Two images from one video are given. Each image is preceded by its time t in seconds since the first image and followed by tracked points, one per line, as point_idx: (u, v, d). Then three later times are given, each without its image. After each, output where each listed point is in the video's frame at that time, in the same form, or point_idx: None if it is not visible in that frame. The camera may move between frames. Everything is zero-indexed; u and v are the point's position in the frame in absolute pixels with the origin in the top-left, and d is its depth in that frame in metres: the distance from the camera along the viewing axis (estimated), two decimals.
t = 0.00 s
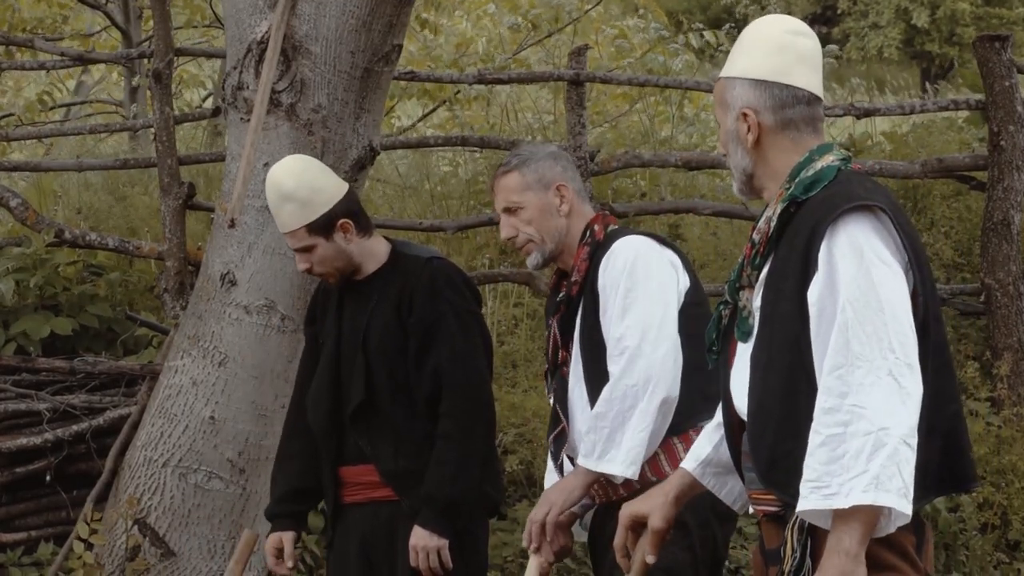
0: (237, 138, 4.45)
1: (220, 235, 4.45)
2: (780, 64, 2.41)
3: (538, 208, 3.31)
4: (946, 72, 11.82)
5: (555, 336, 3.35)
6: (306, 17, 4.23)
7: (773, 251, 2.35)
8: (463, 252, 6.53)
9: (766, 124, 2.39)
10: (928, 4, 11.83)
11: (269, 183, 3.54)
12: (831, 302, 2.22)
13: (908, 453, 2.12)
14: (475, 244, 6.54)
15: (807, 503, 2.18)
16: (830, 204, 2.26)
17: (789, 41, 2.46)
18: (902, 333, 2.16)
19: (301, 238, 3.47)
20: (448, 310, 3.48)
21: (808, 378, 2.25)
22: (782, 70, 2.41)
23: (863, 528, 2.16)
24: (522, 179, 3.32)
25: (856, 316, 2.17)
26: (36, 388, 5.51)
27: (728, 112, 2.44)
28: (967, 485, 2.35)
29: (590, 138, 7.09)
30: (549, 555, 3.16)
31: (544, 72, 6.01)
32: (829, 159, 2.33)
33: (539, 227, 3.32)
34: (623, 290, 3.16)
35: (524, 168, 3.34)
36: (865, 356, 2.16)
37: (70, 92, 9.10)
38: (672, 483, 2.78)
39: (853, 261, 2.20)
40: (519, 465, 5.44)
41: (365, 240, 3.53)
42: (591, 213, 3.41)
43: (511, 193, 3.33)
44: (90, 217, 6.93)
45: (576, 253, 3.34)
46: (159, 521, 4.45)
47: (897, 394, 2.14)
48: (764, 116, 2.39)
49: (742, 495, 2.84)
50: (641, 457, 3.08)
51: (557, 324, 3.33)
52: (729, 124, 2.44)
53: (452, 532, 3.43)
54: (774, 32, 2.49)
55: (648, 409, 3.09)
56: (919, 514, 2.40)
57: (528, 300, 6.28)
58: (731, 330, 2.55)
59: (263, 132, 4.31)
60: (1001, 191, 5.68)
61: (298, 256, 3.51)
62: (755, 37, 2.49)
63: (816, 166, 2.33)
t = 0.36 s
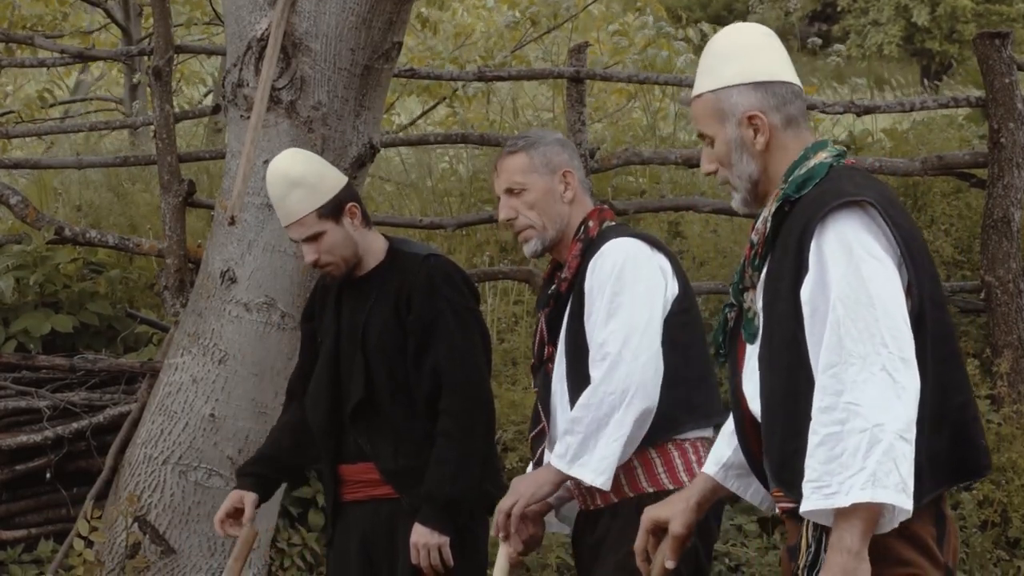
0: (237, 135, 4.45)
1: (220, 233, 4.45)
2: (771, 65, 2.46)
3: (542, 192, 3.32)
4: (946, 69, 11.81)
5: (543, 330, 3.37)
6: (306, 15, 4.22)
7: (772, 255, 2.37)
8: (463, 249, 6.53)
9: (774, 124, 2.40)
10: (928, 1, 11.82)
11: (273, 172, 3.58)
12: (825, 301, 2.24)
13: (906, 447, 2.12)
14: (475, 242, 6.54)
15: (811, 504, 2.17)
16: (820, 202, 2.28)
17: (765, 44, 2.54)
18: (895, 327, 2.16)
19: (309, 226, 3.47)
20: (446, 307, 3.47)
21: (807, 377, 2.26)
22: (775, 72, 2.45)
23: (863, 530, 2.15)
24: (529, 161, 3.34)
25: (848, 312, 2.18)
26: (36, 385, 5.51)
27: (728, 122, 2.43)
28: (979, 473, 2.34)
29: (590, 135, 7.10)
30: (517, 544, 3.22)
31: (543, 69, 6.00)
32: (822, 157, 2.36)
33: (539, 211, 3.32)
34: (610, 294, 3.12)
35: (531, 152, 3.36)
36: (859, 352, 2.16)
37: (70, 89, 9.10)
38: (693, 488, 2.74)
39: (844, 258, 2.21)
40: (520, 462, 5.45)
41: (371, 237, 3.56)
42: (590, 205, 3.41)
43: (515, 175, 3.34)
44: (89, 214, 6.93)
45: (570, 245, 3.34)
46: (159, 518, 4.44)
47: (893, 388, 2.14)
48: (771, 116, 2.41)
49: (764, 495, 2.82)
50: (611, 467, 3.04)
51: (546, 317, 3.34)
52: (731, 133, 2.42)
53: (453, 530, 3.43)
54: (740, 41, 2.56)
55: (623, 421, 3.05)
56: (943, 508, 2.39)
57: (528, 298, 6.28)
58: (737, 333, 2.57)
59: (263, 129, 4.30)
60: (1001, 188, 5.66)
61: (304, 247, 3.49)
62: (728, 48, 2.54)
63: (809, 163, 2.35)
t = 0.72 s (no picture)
0: (237, 134, 4.45)
1: (220, 232, 4.45)
2: (740, 92, 2.59)
3: (522, 208, 3.22)
4: (946, 68, 11.80)
5: (537, 335, 3.29)
6: (306, 14, 4.22)
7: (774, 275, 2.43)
8: (463, 248, 6.52)
9: (762, 145, 2.48)
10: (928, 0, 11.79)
11: (280, 165, 3.60)
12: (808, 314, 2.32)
13: (860, 459, 2.19)
14: (475, 241, 6.54)
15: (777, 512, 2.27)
16: (804, 217, 2.34)
17: (725, 74, 2.67)
18: (864, 339, 2.22)
19: (321, 212, 3.48)
20: (445, 306, 3.48)
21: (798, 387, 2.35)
22: (746, 99, 2.57)
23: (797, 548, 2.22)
24: (509, 175, 3.21)
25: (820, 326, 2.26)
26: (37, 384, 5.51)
27: (716, 156, 2.50)
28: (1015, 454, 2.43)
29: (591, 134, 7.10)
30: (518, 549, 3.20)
31: (543, 68, 5.99)
32: (806, 171, 2.41)
33: (520, 226, 3.23)
34: (620, 305, 3.06)
35: (512, 163, 3.22)
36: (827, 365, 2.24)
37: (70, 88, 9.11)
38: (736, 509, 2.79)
39: (821, 273, 2.28)
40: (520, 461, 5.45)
41: (377, 238, 3.57)
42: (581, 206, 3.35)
43: (497, 188, 3.23)
44: (89, 213, 6.94)
45: (563, 251, 3.26)
46: (159, 517, 4.45)
47: (850, 399, 2.21)
48: (757, 139, 2.49)
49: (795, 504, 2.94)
50: (631, 479, 3.01)
51: (540, 323, 3.27)
52: (721, 165, 2.50)
53: (454, 528, 3.42)
54: (696, 80, 2.69)
55: (644, 434, 3.00)
56: (997, 497, 2.45)
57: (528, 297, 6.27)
58: (755, 361, 2.60)
59: (262, 128, 4.30)
60: (1001, 187, 5.63)
61: (313, 236, 3.48)
62: (693, 87, 2.66)
63: (795, 180, 2.41)
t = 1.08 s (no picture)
0: (237, 133, 4.45)
1: (220, 231, 4.45)
2: (752, 89, 2.66)
3: (513, 207, 3.19)
4: (947, 67, 11.76)
5: (531, 340, 3.28)
6: (306, 13, 4.22)
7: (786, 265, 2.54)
8: (463, 247, 6.51)
9: (777, 143, 2.55)
10: None
11: (285, 159, 3.61)
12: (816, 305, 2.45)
13: (834, 454, 2.34)
14: (475, 240, 6.55)
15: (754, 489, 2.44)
16: (823, 213, 2.45)
17: (732, 70, 2.74)
18: (860, 341, 2.34)
19: (328, 206, 3.50)
20: (445, 306, 3.48)
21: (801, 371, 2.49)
22: (757, 96, 2.64)
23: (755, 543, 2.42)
24: (496, 174, 3.20)
25: (821, 319, 2.39)
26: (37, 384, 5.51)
27: (731, 153, 2.57)
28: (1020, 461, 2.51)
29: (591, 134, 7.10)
30: (535, 562, 3.11)
31: (543, 67, 5.98)
32: (824, 169, 2.50)
33: (512, 225, 3.20)
34: (603, 313, 3.04)
35: (498, 163, 3.21)
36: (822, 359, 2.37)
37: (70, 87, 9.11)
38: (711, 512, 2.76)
39: (829, 270, 2.40)
40: (520, 461, 5.44)
41: (378, 238, 3.58)
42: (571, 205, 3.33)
43: (484, 189, 3.20)
44: (89, 212, 6.93)
45: (555, 250, 3.23)
46: (159, 517, 4.45)
47: (836, 399, 2.34)
48: (771, 136, 2.56)
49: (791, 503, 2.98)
50: (619, 493, 2.99)
51: (534, 328, 3.26)
52: (736, 162, 2.56)
53: (455, 528, 3.42)
54: (703, 76, 2.76)
55: (629, 448, 2.98)
56: (1011, 499, 2.51)
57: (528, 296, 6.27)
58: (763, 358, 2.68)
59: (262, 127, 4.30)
60: (1001, 186, 5.63)
61: (319, 230, 3.49)
62: (704, 82, 2.72)
63: (813, 177, 2.50)
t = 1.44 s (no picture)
0: (237, 129, 4.45)
1: (220, 227, 4.45)
2: (694, 108, 2.74)
3: (482, 231, 3.21)
4: (948, 64, 11.72)
5: (522, 348, 3.31)
6: (306, 9, 4.22)
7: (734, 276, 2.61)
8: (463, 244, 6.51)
9: (716, 160, 2.65)
10: None
11: (285, 158, 3.60)
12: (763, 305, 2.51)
13: (796, 447, 2.39)
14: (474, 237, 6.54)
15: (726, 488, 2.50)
16: (762, 216, 2.52)
17: (677, 95, 2.79)
18: (807, 335, 2.40)
19: (325, 206, 3.49)
20: (444, 302, 3.48)
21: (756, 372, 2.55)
22: (697, 115, 2.72)
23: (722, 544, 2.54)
24: (461, 205, 3.19)
25: (767, 317, 2.45)
26: (37, 380, 5.52)
27: (671, 172, 2.66)
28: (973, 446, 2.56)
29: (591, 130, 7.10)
30: (545, 563, 3.27)
31: (544, 64, 5.98)
32: (763, 178, 2.58)
33: (486, 248, 3.23)
34: (580, 330, 3.02)
35: (461, 193, 3.20)
36: (772, 355, 2.43)
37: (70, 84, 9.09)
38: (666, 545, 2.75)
39: (770, 269, 2.46)
40: (520, 457, 5.43)
41: (378, 233, 3.57)
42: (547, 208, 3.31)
43: (453, 219, 3.22)
44: (87, 208, 6.93)
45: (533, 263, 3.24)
46: (159, 512, 4.46)
47: (791, 392, 2.40)
48: (708, 153, 2.65)
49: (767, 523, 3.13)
50: (609, 511, 3.02)
51: (522, 337, 3.28)
52: (677, 181, 2.66)
53: (453, 524, 3.42)
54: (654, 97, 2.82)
55: (616, 466, 2.99)
56: (971, 489, 2.57)
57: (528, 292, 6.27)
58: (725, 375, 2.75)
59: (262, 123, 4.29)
60: (1001, 182, 5.63)
61: (317, 229, 3.48)
62: (649, 105, 2.79)
63: (752, 186, 2.58)
